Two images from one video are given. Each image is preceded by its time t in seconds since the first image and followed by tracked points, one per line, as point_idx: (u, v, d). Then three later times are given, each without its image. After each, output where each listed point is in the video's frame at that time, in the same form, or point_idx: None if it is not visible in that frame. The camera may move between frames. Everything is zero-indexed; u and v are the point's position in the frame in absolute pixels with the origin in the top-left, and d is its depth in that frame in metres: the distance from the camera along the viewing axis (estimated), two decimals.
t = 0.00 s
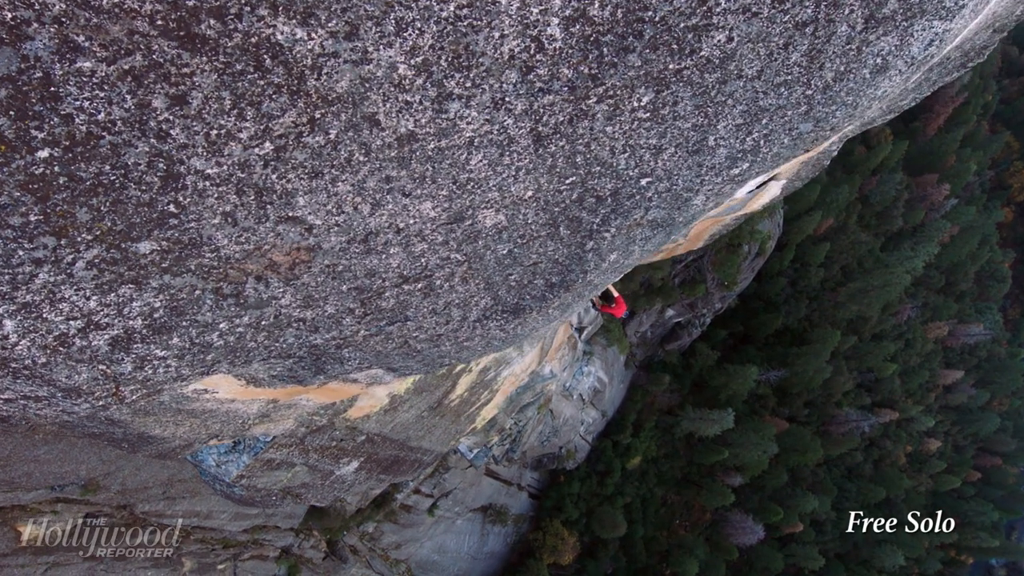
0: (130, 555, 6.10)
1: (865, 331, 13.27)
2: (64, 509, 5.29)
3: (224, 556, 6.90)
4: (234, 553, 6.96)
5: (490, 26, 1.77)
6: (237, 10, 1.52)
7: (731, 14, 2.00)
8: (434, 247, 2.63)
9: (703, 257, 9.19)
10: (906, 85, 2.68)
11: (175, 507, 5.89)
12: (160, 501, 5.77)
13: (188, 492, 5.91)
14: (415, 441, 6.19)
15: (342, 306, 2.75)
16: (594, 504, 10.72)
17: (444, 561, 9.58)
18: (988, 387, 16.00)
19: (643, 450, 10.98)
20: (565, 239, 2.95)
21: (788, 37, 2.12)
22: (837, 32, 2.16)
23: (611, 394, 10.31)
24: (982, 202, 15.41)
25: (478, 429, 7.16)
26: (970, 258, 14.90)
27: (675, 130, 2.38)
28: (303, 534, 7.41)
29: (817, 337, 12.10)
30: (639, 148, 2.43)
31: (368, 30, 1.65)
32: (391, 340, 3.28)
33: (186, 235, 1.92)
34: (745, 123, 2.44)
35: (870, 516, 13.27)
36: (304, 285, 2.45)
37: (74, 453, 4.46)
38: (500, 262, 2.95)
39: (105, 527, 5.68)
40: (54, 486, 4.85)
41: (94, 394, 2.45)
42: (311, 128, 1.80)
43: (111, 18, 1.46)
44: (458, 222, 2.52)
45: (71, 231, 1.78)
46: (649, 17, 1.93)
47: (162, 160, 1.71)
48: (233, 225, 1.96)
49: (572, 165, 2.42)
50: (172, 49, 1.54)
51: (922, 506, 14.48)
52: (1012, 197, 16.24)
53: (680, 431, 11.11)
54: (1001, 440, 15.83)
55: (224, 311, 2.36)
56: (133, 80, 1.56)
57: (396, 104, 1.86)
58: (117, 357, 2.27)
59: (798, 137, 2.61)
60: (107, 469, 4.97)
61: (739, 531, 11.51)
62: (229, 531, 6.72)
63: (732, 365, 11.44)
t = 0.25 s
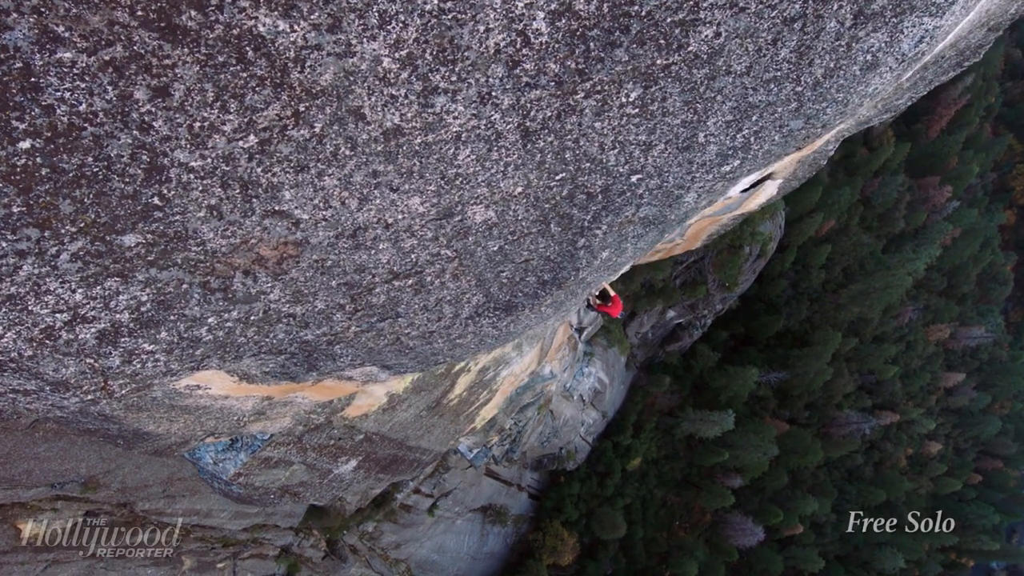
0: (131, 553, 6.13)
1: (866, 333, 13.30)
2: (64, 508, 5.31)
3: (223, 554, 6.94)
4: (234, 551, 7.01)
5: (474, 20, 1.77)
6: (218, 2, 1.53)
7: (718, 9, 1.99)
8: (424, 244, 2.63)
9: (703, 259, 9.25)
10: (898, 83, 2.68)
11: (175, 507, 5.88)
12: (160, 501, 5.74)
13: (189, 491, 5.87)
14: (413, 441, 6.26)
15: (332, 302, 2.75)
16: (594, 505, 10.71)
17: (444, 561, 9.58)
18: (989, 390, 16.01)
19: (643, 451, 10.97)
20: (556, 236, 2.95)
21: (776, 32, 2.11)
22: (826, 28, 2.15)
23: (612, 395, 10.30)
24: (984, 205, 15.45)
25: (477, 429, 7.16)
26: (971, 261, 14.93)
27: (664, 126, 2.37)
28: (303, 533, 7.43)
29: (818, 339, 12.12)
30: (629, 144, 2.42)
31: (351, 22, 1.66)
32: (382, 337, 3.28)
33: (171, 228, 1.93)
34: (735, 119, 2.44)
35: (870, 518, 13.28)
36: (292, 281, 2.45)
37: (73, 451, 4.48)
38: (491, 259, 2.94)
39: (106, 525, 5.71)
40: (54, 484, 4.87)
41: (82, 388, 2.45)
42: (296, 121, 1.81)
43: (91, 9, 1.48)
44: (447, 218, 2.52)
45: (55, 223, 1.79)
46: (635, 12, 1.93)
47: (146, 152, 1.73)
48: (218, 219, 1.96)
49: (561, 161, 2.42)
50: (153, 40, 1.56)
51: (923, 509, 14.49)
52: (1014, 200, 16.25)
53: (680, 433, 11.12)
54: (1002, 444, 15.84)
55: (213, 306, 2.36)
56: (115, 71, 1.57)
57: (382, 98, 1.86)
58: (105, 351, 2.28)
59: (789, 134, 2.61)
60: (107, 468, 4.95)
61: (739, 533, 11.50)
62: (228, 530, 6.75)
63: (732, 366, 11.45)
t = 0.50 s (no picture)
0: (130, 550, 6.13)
1: (867, 336, 13.32)
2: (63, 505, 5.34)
3: (222, 552, 6.93)
4: (232, 549, 7.02)
5: (458, 13, 1.78)
6: None
7: (705, 5, 1.99)
8: (414, 240, 2.63)
9: (704, 260, 9.29)
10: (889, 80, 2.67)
11: (174, 505, 5.93)
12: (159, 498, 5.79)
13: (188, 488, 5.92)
14: (412, 439, 6.26)
15: (322, 297, 2.75)
16: (594, 505, 10.69)
17: (443, 561, 9.59)
18: (990, 393, 16.02)
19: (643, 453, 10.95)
20: (547, 232, 2.94)
21: (764, 28, 2.11)
22: (814, 24, 2.15)
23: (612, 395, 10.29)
24: (987, 207, 15.45)
25: (476, 429, 7.18)
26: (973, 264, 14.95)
27: (653, 122, 2.36)
28: (302, 532, 7.41)
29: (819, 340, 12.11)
30: (618, 140, 2.42)
31: (334, 14, 1.67)
32: (373, 333, 3.28)
33: (156, 221, 1.94)
34: (725, 116, 2.43)
35: (870, 519, 13.28)
36: (281, 275, 2.45)
37: (73, 448, 4.54)
38: (482, 255, 2.94)
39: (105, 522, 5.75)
40: (53, 481, 4.89)
41: (70, 381, 2.46)
42: (280, 114, 1.82)
43: None
44: (436, 213, 2.52)
45: (38, 214, 1.81)
46: (621, 7, 1.93)
47: (129, 144, 1.74)
48: (203, 212, 1.97)
49: (550, 157, 2.42)
50: (134, 31, 1.57)
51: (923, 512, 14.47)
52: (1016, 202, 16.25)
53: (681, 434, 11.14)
54: (1004, 447, 15.84)
55: (201, 300, 2.36)
56: (96, 62, 1.59)
57: (367, 92, 1.86)
58: (91, 344, 2.28)
59: (779, 131, 2.60)
60: (107, 464, 4.97)
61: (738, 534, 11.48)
62: (227, 528, 6.76)
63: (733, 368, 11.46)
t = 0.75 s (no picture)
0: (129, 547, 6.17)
1: (868, 339, 13.34)
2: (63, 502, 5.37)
3: (221, 549, 6.98)
4: (231, 547, 7.06)
5: (444, 6, 1.77)
6: None
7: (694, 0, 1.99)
8: (404, 235, 2.63)
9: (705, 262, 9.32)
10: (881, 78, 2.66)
11: (173, 503, 5.95)
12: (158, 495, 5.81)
13: (188, 485, 5.95)
14: (410, 438, 6.31)
15: (312, 292, 2.75)
16: (593, 506, 10.67)
17: (441, 561, 9.59)
18: (991, 397, 16.03)
19: (643, 454, 10.95)
20: (538, 229, 2.94)
21: (753, 24, 2.10)
22: (804, 21, 2.14)
23: (612, 396, 10.28)
24: (989, 211, 15.45)
25: (475, 428, 7.22)
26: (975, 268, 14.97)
27: (643, 119, 2.36)
28: (301, 531, 7.46)
29: (820, 343, 12.09)
30: (608, 137, 2.42)
31: (317, 6, 1.67)
32: (365, 329, 3.28)
33: (141, 212, 1.95)
34: (716, 113, 2.43)
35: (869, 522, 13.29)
36: (269, 270, 2.45)
37: (72, 445, 4.56)
38: (473, 252, 2.94)
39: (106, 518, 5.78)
40: (53, 477, 4.92)
41: (57, 373, 2.46)
42: (265, 107, 1.82)
43: None
44: (425, 209, 2.52)
45: (22, 205, 1.82)
46: (609, 2, 1.93)
47: (112, 134, 1.75)
48: (188, 204, 1.98)
49: (539, 152, 2.41)
50: (115, 21, 1.57)
51: (923, 515, 14.47)
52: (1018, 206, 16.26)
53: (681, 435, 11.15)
54: (1004, 451, 15.85)
55: (188, 293, 2.36)
56: (78, 52, 1.59)
57: (353, 85, 1.86)
58: (78, 337, 2.29)
59: (770, 129, 2.59)
60: (106, 461, 5.00)
61: (738, 536, 11.47)
62: (226, 526, 6.79)
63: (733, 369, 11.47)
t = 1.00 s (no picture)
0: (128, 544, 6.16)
1: (868, 342, 13.33)
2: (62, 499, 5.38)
3: (219, 547, 6.97)
4: (230, 545, 7.04)
5: None
6: None
7: None
8: (393, 231, 2.63)
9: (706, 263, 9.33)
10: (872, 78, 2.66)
11: (172, 500, 5.98)
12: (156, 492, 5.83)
13: (186, 482, 5.97)
14: (408, 437, 6.34)
15: (301, 287, 2.74)
16: (592, 507, 10.64)
17: (439, 560, 9.59)
18: (992, 401, 16.03)
19: (642, 455, 10.93)
20: (529, 226, 2.93)
21: (742, 21, 2.10)
22: (793, 18, 2.14)
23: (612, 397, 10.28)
24: (991, 215, 15.44)
25: (474, 427, 7.32)
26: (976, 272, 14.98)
27: (632, 116, 2.35)
28: (299, 529, 7.46)
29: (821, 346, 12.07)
30: (597, 133, 2.41)
31: None
32: (356, 325, 3.28)
33: (125, 204, 1.95)
34: (706, 111, 2.42)
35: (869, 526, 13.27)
36: (257, 264, 2.45)
37: (71, 440, 4.59)
38: (463, 248, 2.93)
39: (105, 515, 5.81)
40: (51, 473, 4.92)
41: (44, 366, 2.47)
42: (249, 99, 1.82)
43: None
44: (414, 205, 2.52)
45: (4, 196, 1.82)
46: None
47: (94, 125, 1.75)
48: (174, 196, 1.98)
49: (528, 148, 2.40)
50: (96, 11, 1.57)
51: (922, 518, 14.46)
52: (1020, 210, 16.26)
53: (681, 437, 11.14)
54: (1004, 455, 15.85)
55: (176, 287, 2.36)
56: (58, 42, 1.59)
57: (338, 78, 1.86)
58: (65, 329, 2.29)
59: (761, 127, 2.59)
60: (105, 457, 5.02)
61: (736, 538, 11.45)
62: (224, 524, 6.81)
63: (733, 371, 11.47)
